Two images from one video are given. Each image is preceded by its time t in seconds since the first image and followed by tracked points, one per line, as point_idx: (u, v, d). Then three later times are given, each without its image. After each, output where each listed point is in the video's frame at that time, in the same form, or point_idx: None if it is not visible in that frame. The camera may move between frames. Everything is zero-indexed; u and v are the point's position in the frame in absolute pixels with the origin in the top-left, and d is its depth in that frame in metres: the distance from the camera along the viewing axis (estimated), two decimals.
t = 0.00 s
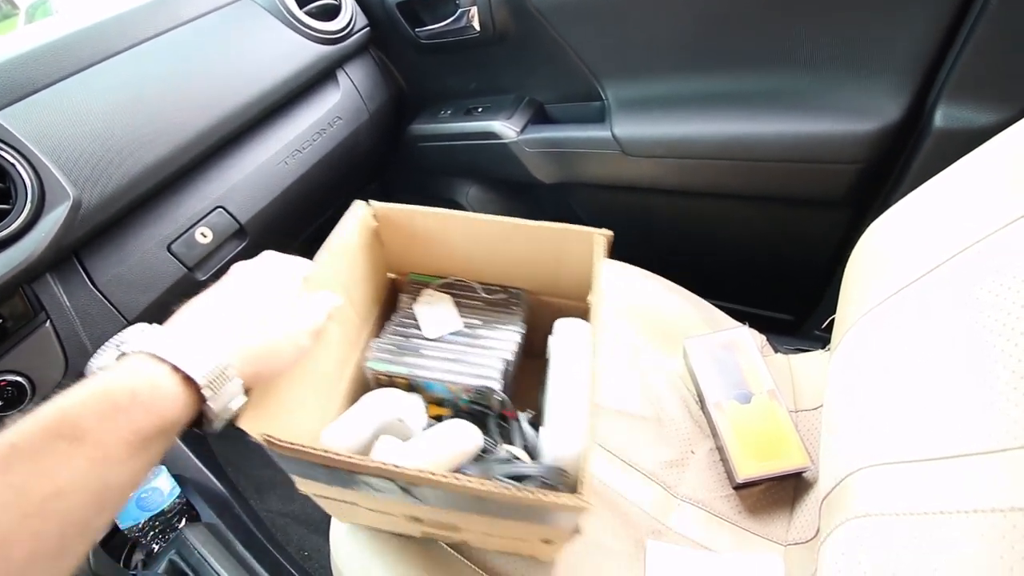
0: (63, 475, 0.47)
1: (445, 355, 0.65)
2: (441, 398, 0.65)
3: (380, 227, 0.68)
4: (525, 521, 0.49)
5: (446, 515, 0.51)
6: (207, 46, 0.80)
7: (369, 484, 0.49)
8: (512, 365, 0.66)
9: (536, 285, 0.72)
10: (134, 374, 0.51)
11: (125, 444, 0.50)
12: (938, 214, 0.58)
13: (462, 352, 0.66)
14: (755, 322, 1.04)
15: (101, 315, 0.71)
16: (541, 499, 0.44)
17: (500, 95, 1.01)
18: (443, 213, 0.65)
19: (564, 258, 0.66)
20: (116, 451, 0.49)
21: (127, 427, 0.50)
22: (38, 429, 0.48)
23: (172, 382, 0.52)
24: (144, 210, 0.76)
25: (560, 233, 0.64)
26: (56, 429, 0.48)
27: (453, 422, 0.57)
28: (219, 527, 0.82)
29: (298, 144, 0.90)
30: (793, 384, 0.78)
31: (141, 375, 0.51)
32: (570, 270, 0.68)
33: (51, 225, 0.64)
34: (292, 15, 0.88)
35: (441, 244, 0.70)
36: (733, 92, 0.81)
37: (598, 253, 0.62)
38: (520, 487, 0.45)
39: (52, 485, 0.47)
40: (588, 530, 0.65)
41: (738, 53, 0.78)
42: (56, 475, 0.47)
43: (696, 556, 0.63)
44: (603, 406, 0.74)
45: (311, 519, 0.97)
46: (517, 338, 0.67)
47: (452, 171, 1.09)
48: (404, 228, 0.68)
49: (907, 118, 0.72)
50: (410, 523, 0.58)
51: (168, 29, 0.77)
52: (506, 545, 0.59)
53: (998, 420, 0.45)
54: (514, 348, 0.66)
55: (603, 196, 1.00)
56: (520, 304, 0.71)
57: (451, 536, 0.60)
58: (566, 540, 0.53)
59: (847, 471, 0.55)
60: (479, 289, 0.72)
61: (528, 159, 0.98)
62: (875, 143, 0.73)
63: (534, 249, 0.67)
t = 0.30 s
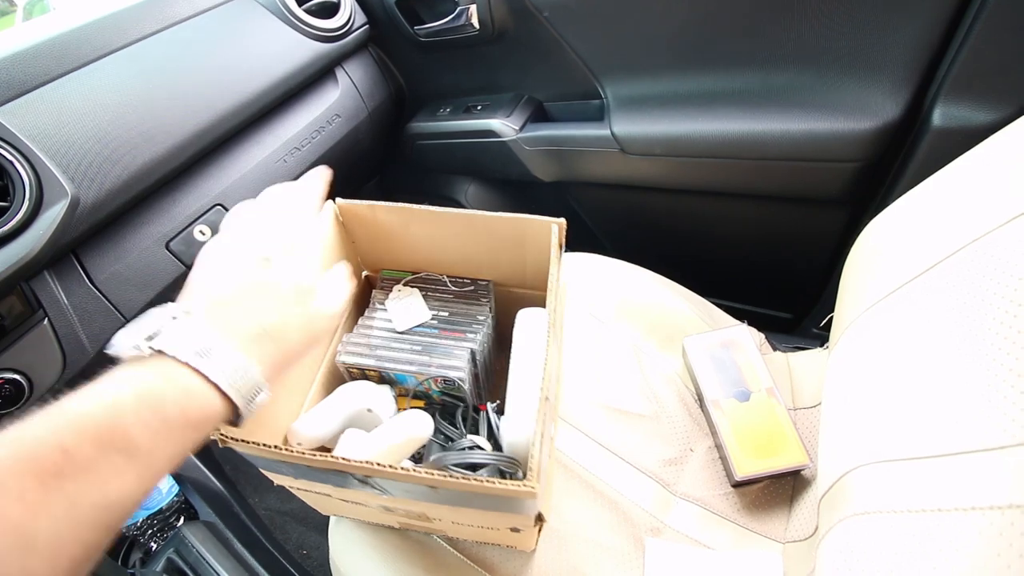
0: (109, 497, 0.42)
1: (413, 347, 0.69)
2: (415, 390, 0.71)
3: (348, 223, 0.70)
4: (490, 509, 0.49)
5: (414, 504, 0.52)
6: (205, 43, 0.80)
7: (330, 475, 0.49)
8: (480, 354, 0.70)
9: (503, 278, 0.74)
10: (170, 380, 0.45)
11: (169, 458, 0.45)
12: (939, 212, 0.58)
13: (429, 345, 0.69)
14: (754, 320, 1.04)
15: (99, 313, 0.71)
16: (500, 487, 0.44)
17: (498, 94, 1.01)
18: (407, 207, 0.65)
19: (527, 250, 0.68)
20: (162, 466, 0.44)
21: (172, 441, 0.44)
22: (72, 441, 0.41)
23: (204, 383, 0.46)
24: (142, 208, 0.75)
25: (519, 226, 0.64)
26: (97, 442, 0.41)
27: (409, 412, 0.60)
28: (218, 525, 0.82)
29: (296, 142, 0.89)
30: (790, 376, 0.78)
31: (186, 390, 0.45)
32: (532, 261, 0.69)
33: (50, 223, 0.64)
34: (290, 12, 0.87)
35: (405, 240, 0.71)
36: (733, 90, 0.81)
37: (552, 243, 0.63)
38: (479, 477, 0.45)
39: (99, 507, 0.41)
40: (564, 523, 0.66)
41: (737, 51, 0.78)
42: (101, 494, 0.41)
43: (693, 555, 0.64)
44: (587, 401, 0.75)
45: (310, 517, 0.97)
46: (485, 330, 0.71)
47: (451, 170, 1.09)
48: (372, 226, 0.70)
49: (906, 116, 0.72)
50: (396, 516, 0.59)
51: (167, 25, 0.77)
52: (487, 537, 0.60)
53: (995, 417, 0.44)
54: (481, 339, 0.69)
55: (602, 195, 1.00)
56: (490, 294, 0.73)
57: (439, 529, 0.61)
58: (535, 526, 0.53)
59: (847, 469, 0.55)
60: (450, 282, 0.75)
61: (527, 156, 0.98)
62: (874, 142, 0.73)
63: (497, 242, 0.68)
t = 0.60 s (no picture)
0: (280, 551, 0.39)
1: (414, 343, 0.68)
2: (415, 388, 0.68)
3: (353, 223, 0.70)
4: (493, 511, 0.50)
5: (419, 508, 0.53)
6: (205, 44, 0.79)
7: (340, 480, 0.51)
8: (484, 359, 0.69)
9: (509, 280, 0.74)
10: (385, 409, 0.46)
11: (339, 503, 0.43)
12: (938, 212, 0.58)
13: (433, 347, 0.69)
14: (754, 321, 1.04)
15: (99, 314, 0.72)
16: (508, 491, 0.46)
17: (497, 95, 1.01)
18: (415, 208, 0.66)
19: (531, 252, 0.68)
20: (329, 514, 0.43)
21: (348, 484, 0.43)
22: (290, 487, 0.40)
23: (403, 400, 0.47)
24: (141, 209, 0.75)
25: (525, 229, 0.64)
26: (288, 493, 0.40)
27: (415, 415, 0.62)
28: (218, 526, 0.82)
29: (295, 143, 0.89)
30: (790, 376, 0.78)
31: (362, 427, 0.44)
32: (535, 263, 0.69)
33: (49, 225, 0.64)
34: (288, 14, 0.87)
35: (410, 241, 0.71)
36: (732, 91, 0.81)
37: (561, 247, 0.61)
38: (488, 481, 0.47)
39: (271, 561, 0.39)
40: (564, 524, 0.66)
41: (736, 52, 0.78)
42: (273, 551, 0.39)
43: (693, 555, 0.64)
44: (588, 401, 0.75)
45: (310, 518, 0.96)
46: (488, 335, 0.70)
47: (451, 171, 1.09)
48: (375, 226, 0.70)
49: (904, 117, 0.72)
50: (396, 518, 0.59)
51: (167, 27, 0.77)
52: (488, 538, 0.60)
53: (995, 417, 0.45)
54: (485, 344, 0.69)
55: (602, 195, 1.00)
56: (495, 297, 0.73)
57: (439, 530, 0.61)
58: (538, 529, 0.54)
59: (846, 469, 0.55)
60: (455, 284, 0.75)
61: (526, 157, 0.98)
62: (873, 143, 0.73)
63: (506, 246, 0.68)
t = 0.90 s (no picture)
0: (325, 565, 0.42)
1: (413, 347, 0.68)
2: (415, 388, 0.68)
3: (353, 225, 0.70)
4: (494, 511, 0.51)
5: (419, 506, 0.54)
6: (208, 47, 0.80)
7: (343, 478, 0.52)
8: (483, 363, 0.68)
9: (507, 281, 0.74)
10: (430, 427, 0.48)
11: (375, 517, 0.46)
12: (938, 215, 0.58)
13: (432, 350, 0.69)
14: (754, 323, 1.04)
15: (102, 314, 0.72)
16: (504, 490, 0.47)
17: (499, 98, 1.02)
18: (416, 211, 0.66)
19: (529, 254, 0.68)
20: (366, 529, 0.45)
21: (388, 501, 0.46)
22: (342, 505, 0.42)
23: (453, 418, 0.49)
24: (145, 211, 0.76)
25: (524, 231, 0.64)
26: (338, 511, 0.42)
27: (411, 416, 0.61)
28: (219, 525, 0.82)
29: (298, 146, 0.90)
30: (789, 378, 0.79)
31: (414, 450, 0.46)
32: (533, 266, 0.69)
33: (54, 226, 0.65)
34: (292, 17, 0.88)
35: (409, 242, 0.72)
36: (732, 94, 0.81)
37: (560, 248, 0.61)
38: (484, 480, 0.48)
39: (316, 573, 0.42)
40: (564, 526, 0.66)
41: (737, 55, 0.78)
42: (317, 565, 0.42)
43: (693, 557, 0.64)
44: (588, 403, 0.76)
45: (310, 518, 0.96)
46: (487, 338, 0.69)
47: (452, 173, 1.10)
48: (374, 228, 0.71)
49: (904, 120, 0.72)
50: (397, 519, 0.60)
51: (171, 29, 0.77)
52: (490, 539, 0.60)
53: (994, 419, 0.45)
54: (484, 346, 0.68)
55: (603, 198, 1.00)
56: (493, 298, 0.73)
57: (440, 532, 0.62)
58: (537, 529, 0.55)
59: (845, 472, 0.55)
60: (454, 287, 0.75)
61: (527, 160, 0.99)
62: (873, 145, 0.74)
63: (503, 248, 0.68)
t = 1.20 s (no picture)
0: (126, 544, 0.40)
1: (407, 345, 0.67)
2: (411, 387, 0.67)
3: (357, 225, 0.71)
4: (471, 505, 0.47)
5: (401, 498, 0.52)
6: (208, 48, 0.80)
7: (313, 462, 0.49)
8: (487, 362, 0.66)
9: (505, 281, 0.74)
10: (231, 392, 0.43)
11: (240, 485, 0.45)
12: (938, 215, 0.58)
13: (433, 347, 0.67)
14: (755, 323, 1.04)
15: (101, 316, 0.72)
16: (459, 473, 0.43)
17: (498, 97, 1.02)
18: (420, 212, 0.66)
19: (525, 255, 0.68)
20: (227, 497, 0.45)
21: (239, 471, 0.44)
22: (146, 486, 0.41)
23: (269, 391, 0.44)
24: (144, 211, 0.76)
25: (523, 234, 0.65)
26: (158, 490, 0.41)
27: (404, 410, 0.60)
28: (219, 526, 0.81)
29: (297, 146, 0.90)
30: (790, 379, 0.78)
31: (222, 406, 0.42)
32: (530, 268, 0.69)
33: (52, 227, 0.64)
34: (291, 17, 0.88)
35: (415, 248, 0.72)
36: (732, 93, 0.81)
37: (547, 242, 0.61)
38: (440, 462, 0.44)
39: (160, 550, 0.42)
40: (563, 527, 0.66)
41: (736, 54, 0.78)
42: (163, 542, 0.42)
43: (693, 558, 0.63)
44: (588, 405, 0.76)
45: (310, 519, 0.95)
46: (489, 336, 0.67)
47: (452, 173, 1.09)
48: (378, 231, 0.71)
49: (904, 120, 0.72)
50: (390, 515, 0.59)
51: (169, 30, 0.77)
52: (479, 543, 0.59)
53: (995, 420, 0.44)
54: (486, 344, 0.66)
55: (603, 197, 1.00)
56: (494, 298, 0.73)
57: (436, 534, 0.61)
58: (521, 531, 0.52)
59: (845, 472, 0.55)
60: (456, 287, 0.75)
61: (527, 160, 0.99)
62: (873, 144, 0.73)
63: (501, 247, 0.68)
